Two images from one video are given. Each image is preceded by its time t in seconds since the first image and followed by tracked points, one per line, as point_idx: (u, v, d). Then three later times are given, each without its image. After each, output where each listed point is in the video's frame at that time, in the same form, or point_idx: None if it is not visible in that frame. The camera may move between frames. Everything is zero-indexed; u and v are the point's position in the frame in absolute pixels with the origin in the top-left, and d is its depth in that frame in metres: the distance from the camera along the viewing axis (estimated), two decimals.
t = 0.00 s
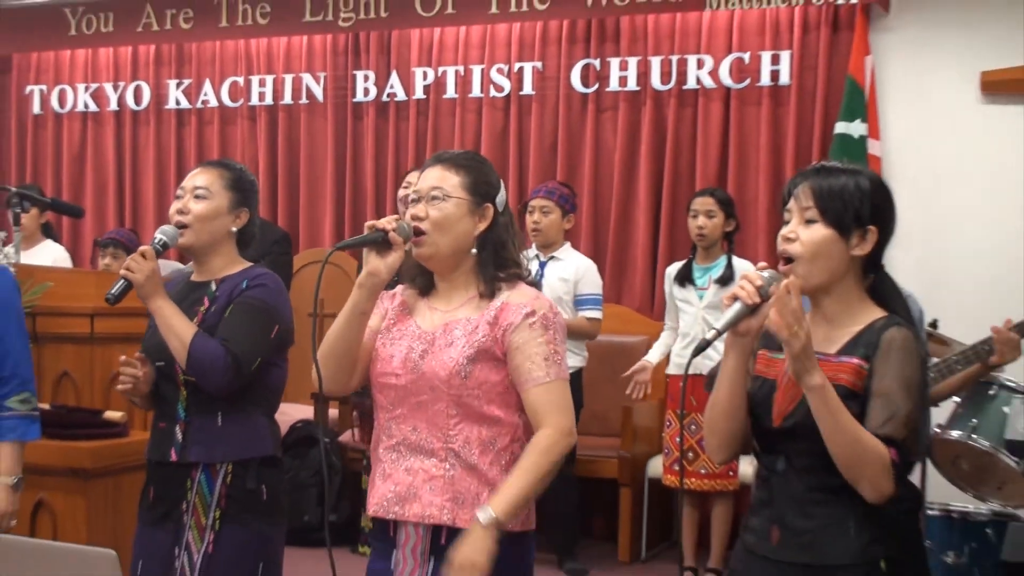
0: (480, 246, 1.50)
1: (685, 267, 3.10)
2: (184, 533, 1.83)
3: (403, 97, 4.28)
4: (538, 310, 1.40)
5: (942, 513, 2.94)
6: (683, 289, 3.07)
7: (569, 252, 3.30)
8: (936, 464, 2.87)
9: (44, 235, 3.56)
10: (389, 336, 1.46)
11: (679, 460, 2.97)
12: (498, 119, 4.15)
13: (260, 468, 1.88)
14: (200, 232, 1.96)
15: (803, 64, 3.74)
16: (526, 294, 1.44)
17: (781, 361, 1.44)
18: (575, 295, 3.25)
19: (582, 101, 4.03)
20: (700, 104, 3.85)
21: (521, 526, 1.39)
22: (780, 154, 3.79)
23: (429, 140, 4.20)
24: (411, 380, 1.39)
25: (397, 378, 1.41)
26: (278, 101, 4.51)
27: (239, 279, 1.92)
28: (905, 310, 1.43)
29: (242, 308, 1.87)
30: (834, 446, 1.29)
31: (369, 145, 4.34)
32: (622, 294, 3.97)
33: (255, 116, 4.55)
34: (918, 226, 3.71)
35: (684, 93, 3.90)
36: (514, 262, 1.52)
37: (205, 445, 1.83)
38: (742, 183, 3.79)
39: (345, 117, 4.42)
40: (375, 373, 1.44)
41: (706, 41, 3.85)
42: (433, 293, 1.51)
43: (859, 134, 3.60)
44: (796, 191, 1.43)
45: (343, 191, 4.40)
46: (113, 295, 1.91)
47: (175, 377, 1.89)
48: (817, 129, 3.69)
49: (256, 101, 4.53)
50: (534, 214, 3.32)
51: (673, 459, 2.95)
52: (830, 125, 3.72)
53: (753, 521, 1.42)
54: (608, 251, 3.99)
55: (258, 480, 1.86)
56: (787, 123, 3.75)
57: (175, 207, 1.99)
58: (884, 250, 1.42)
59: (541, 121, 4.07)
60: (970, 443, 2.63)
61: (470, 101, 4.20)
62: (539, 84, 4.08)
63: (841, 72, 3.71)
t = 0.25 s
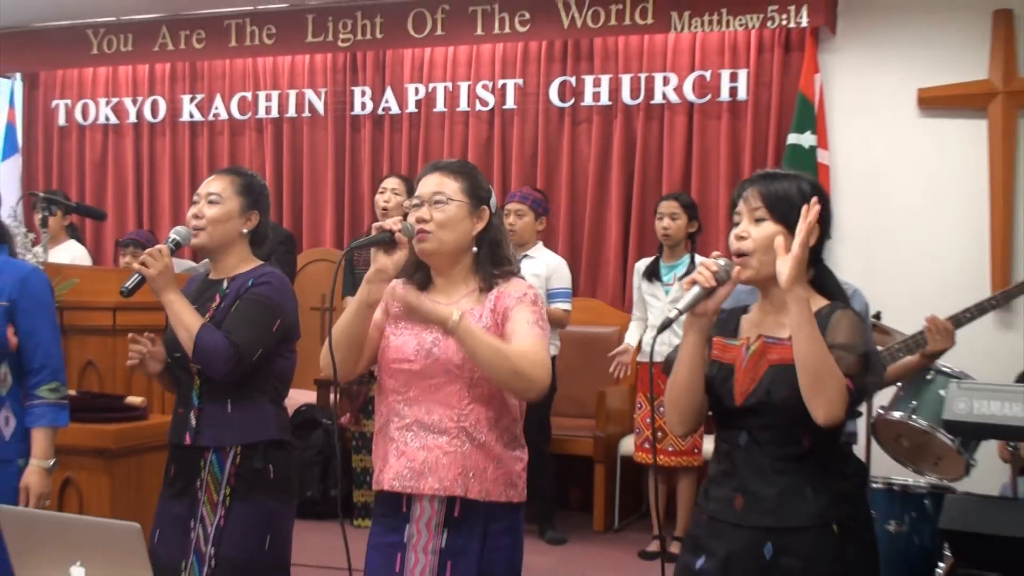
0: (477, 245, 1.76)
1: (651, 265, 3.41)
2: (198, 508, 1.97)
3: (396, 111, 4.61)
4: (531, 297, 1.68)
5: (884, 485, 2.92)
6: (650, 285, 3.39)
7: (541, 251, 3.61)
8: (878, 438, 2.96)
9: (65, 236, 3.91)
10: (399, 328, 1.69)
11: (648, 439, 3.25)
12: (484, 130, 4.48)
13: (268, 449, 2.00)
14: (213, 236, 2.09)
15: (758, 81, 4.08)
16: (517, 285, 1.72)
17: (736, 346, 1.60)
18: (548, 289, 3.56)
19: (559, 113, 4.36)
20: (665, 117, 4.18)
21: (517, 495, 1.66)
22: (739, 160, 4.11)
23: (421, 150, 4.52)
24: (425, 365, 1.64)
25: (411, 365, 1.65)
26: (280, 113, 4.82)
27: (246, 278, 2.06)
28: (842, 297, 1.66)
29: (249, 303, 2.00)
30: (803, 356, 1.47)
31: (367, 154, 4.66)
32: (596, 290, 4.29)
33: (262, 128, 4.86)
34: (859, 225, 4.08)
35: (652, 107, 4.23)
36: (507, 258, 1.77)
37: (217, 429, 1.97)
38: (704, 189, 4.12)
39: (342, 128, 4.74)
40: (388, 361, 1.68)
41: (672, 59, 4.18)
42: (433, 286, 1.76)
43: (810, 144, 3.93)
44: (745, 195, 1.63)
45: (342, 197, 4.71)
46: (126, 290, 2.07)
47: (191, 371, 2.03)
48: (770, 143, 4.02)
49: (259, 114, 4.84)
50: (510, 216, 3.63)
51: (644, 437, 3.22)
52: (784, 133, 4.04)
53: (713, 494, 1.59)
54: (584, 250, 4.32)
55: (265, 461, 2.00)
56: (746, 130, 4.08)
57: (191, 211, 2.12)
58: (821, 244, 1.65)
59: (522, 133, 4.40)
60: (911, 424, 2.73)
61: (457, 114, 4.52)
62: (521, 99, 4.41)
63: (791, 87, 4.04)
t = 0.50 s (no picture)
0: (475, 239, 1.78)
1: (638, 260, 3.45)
2: (187, 503, 1.99)
3: (386, 108, 4.65)
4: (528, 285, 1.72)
5: (868, 476, 2.96)
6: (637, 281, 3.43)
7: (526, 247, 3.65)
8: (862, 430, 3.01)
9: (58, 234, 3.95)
10: (397, 320, 1.70)
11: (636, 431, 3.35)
12: (473, 127, 4.53)
13: (257, 443, 2.02)
14: (203, 232, 2.10)
15: (742, 79, 4.13)
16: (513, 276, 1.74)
17: (705, 339, 1.62)
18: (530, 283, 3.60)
19: (547, 111, 4.41)
20: (652, 115, 4.24)
21: (511, 482, 1.68)
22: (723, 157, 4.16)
23: (411, 147, 4.57)
24: (424, 355, 1.65)
25: (409, 355, 1.66)
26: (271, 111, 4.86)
27: (234, 274, 2.07)
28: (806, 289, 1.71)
29: (235, 300, 2.01)
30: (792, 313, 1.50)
31: (357, 152, 4.70)
32: (584, 285, 4.35)
33: (254, 126, 4.90)
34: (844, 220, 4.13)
35: (638, 105, 4.28)
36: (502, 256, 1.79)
37: (205, 424, 1.99)
38: (690, 185, 4.17)
39: (332, 126, 4.78)
40: (385, 352, 1.68)
41: (658, 57, 4.24)
42: (427, 279, 1.76)
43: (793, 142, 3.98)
44: (708, 190, 1.66)
45: (333, 193, 4.76)
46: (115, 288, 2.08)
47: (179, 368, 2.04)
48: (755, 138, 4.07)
49: (250, 112, 4.88)
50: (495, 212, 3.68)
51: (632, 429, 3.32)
52: (767, 130, 4.09)
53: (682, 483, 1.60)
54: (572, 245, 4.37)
55: (254, 454, 2.01)
56: (731, 128, 4.14)
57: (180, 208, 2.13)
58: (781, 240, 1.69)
59: (511, 130, 4.45)
60: (894, 417, 2.79)
61: (446, 111, 4.57)
62: (509, 96, 4.46)
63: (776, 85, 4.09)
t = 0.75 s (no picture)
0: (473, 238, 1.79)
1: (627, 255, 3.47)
2: (169, 498, 2.00)
3: (374, 103, 4.65)
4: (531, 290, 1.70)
5: (856, 471, 2.97)
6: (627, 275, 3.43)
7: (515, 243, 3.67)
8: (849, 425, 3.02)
9: (46, 228, 3.95)
10: (394, 315, 1.71)
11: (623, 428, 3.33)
12: (461, 123, 4.53)
13: (239, 436, 2.04)
14: (183, 221, 2.09)
15: (730, 76, 4.15)
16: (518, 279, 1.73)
17: (679, 333, 1.66)
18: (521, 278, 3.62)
19: (536, 106, 4.41)
20: (640, 111, 4.25)
21: (502, 482, 1.67)
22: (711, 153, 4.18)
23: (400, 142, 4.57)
24: (419, 351, 1.65)
25: (405, 351, 1.66)
26: (259, 106, 4.85)
27: (218, 266, 2.07)
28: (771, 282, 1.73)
29: (219, 292, 2.01)
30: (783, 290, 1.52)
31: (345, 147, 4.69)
32: (572, 280, 4.36)
33: (241, 120, 4.89)
34: (830, 217, 4.15)
35: (626, 100, 4.30)
36: (499, 257, 1.81)
37: (188, 417, 2.00)
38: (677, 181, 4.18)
39: (320, 121, 4.77)
40: (381, 347, 1.69)
41: (647, 53, 4.25)
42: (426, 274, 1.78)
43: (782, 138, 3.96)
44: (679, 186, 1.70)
45: (321, 188, 4.75)
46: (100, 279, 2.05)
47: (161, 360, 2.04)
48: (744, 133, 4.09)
49: (238, 107, 4.87)
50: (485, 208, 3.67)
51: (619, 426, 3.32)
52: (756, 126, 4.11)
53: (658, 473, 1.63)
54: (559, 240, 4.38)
55: (237, 449, 2.03)
56: (719, 124, 4.15)
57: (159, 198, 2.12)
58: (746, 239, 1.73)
59: (499, 125, 4.45)
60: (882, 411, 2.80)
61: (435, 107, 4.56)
62: (497, 92, 4.46)
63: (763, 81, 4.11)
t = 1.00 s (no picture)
0: (471, 241, 1.81)
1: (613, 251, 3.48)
2: (146, 494, 2.01)
3: (359, 99, 4.64)
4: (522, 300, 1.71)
5: (841, 466, 2.99)
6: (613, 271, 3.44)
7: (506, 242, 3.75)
8: (834, 419, 3.03)
9: (30, 224, 3.93)
10: (384, 313, 1.75)
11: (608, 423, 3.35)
12: (446, 118, 4.53)
13: (216, 432, 2.06)
14: (160, 216, 2.09)
15: (715, 73, 4.16)
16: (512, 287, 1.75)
17: (666, 334, 1.65)
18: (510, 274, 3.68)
19: (521, 104, 4.42)
20: (625, 107, 4.26)
21: (486, 482, 1.69)
22: (696, 150, 4.20)
23: (384, 138, 4.57)
24: (403, 351, 1.68)
25: (390, 350, 1.69)
26: (243, 101, 4.83)
27: (198, 262, 2.08)
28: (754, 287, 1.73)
29: (201, 288, 2.02)
30: (790, 300, 1.52)
31: (329, 142, 4.68)
32: (557, 276, 4.38)
33: (225, 116, 4.87)
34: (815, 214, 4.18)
35: (611, 97, 4.31)
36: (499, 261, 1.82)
37: (166, 413, 2.01)
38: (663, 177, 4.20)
39: (305, 116, 4.76)
40: (369, 343, 1.73)
41: (633, 50, 4.26)
42: (422, 276, 1.81)
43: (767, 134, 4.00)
44: (666, 186, 1.70)
45: (305, 183, 4.74)
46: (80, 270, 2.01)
47: (138, 355, 2.03)
48: (729, 129, 4.11)
49: (221, 101, 4.85)
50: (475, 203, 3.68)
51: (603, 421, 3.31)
52: (742, 123, 4.13)
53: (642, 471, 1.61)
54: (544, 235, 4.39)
55: (214, 445, 2.05)
56: (704, 122, 4.17)
57: (136, 192, 2.12)
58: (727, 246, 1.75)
59: (485, 122, 4.46)
60: (867, 406, 2.81)
61: (420, 102, 4.56)
62: (483, 87, 4.46)
63: (749, 78, 4.13)
